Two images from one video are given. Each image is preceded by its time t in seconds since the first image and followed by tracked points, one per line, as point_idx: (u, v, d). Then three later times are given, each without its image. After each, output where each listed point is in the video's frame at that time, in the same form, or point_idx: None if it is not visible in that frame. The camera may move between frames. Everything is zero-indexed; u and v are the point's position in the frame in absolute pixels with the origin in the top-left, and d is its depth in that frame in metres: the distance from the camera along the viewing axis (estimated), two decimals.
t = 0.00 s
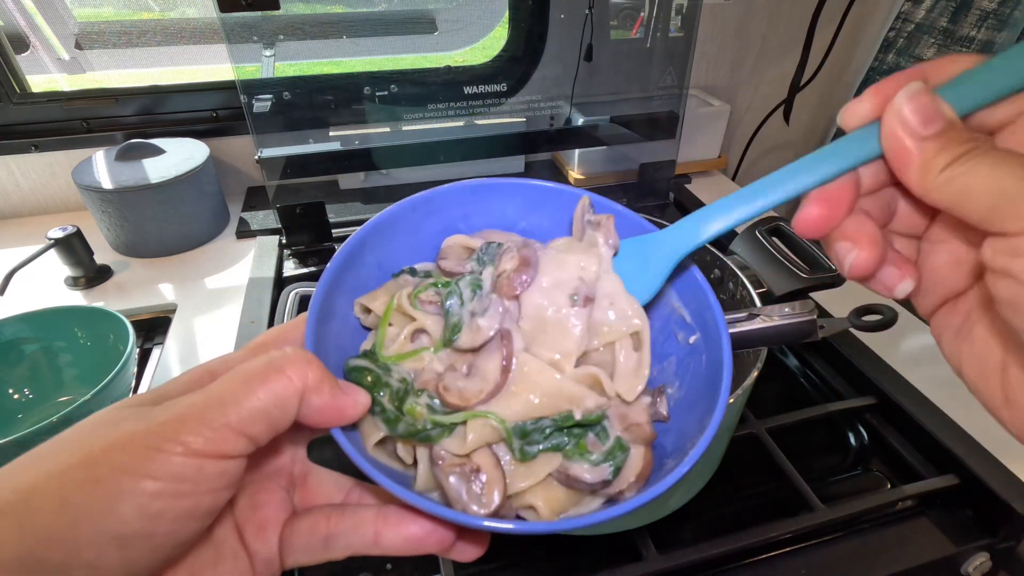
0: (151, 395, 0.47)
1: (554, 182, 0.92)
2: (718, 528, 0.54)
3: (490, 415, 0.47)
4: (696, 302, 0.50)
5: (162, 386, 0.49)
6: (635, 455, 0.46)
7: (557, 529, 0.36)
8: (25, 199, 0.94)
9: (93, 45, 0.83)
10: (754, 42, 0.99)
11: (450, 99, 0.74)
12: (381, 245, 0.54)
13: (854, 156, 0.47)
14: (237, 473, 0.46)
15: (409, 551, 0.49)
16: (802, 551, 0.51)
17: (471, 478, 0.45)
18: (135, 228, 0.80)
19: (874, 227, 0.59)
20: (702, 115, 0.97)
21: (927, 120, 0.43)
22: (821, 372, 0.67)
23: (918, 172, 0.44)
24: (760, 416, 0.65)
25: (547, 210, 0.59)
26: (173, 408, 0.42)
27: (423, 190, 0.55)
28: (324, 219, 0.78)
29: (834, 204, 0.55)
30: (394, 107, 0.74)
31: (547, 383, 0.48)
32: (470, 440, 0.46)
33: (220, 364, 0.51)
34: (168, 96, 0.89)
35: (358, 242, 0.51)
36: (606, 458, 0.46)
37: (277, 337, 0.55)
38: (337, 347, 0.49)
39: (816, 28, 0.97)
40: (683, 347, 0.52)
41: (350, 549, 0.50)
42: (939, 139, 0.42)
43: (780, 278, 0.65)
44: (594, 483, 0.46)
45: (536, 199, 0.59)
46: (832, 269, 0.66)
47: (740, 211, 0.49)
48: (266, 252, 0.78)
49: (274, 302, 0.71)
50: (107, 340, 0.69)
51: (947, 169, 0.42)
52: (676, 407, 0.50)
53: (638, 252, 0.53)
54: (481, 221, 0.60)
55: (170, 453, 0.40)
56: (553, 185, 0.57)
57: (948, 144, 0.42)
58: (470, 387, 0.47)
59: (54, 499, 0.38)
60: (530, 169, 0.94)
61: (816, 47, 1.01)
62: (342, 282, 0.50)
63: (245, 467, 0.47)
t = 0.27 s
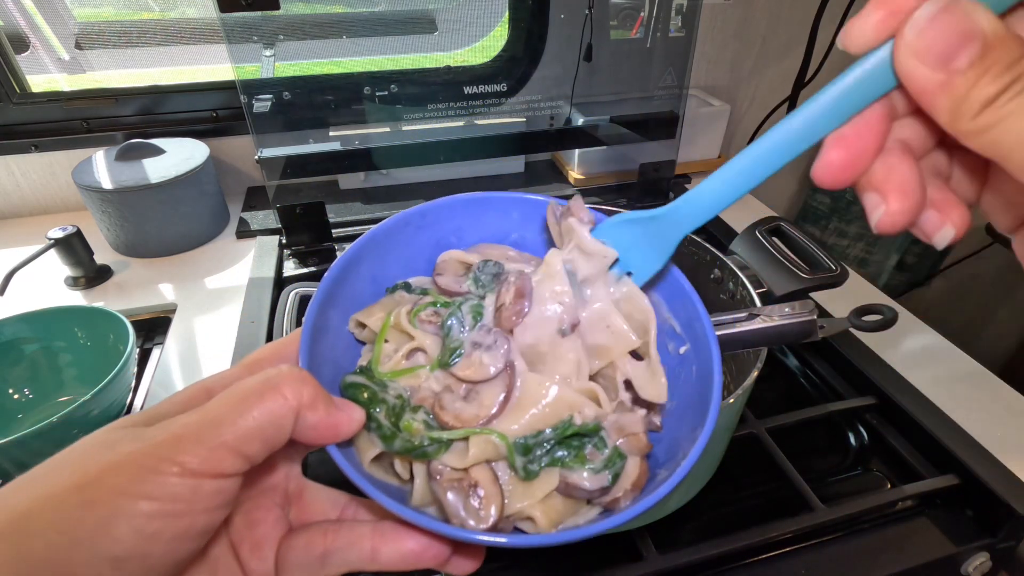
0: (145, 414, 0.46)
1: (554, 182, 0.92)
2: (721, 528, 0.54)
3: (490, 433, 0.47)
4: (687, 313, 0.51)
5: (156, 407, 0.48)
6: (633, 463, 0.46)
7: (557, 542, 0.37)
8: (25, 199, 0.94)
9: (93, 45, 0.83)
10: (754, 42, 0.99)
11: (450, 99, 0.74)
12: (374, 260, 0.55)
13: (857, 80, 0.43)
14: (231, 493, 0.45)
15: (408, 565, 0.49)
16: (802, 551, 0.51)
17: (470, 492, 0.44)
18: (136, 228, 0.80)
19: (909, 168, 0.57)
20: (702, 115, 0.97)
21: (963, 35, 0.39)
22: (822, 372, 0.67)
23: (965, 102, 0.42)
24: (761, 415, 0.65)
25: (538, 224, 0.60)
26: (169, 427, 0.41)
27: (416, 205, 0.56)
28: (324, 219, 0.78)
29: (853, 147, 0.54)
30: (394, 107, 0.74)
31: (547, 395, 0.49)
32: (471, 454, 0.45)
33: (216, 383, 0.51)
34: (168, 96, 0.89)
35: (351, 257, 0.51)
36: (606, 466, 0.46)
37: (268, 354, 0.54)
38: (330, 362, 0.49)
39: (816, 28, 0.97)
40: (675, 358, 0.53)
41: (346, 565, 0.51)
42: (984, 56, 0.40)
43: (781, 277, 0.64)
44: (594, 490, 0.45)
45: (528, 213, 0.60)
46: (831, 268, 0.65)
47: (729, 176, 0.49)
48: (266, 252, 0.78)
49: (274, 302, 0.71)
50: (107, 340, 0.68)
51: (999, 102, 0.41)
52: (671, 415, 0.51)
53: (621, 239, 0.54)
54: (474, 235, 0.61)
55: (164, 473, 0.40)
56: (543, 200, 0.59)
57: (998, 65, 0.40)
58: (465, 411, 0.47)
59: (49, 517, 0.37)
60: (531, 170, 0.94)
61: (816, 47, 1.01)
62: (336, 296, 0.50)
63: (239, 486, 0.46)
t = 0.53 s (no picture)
0: (142, 418, 0.46)
1: (554, 182, 0.92)
2: (722, 527, 0.54)
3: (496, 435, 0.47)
4: (690, 312, 0.51)
5: (150, 411, 0.48)
6: (639, 463, 0.46)
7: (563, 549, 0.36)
8: (25, 199, 0.94)
9: (93, 45, 0.83)
10: (754, 42, 0.99)
11: (450, 99, 0.74)
12: (372, 259, 0.55)
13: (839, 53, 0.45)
14: (228, 498, 0.45)
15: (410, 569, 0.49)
16: (802, 552, 0.51)
17: (474, 495, 0.44)
18: (136, 228, 0.80)
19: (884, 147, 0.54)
20: (703, 115, 0.97)
21: (960, 19, 0.40)
22: (822, 371, 0.67)
23: (956, 89, 0.42)
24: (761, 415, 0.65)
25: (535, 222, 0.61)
26: (165, 432, 0.41)
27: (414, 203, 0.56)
28: (324, 219, 0.78)
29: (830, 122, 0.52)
30: (394, 107, 0.74)
31: (547, 397, 0.49)
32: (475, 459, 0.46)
33: (211, 386, 0.51)
34: (168, 96, 0.89)
35: (353, 253, 0.51)
36: (612, 466, 0.46)
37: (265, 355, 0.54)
38: (329, 362, 0.49)
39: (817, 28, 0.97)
40: (679, 357, 0.53)
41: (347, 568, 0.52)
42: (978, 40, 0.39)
43: (781, 277, 0.64)
44: (599, 491, 0.45)
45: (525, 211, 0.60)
46: (832, 268, 0.65)
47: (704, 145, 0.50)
48: (266, 252, 0.78)
49: (274, 302, 0.71)
50: (107, 340, 0.68)
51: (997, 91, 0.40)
52: (676, 413, 0.50)
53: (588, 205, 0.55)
54: (471, 233, 0.61)
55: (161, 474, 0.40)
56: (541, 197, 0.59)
57: (992, 48, 0.39)
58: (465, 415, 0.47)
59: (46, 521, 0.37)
60: (530, 169, 0.94)
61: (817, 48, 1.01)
62: (335, 295, 0.50)
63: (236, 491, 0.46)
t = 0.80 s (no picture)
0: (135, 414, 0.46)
1: (554, 182, 0.92)
2: (719, 528, 0.54)
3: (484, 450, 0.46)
4: (677, 318, 0.50)
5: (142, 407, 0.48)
6: (627, 464, 0.46)
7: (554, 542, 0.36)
8: (25, 199, 0.94)
9: (94, 45, 0.83)
10: (754, 42, 0.99)
11: (450, 99, 0.74)
12: (366, 261, 0.54)
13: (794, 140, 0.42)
14: (222, 491, 0.45)
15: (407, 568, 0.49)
16: (802, 552, 0.51)
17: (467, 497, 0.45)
18: (136, 228, 0.80)
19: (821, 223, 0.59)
20: (703, 115, 0.97)
21: (906, 107, 0.38)
22: (821, 371, 0.67)
23: (907, 177, 0.41)
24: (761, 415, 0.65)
25: (532, 226, 0.59)
26: (157, 427, 0.41)
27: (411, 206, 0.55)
28: (324, 219, 0.78)
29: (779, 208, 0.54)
30: (393, 107, 0.74)
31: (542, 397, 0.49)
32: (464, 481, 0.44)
33: (202, 384, 0.51)
34: (168, 96, 0.89)
35: (340, 261, 0.51)
36: (602, 466, 0.46)
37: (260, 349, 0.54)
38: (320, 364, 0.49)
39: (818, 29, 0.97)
40: (666, 363, 0.52)
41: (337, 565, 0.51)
42: (924, 132, 0.39)
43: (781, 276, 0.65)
44: (590, 491, 0.45)
45: (521, 215, 0.59)
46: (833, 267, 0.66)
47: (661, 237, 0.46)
48: (266, 252, 0.78)
49: (274, 303, 0.71)
50: (107, 340, 0.68)
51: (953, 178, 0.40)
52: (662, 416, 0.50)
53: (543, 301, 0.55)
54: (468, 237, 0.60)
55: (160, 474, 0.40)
56: (537, 202, 0.57)
57: (935, 140, 0.39)
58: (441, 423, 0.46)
59: (42, 517, 0.37)
60: (530, 169, 0.94)
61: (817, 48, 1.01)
62: (327, 298, 0.50)
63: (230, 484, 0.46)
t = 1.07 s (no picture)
0: (143, 417, 0.46)
1: (554, 182, 0.92)
2: (723, 527, 0.54)
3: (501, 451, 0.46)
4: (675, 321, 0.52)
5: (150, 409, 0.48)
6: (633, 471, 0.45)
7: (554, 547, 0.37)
8: (25, 199, 0.94)
9: (94, 45, 0.83)
10: (754, 42, 0.99)
11: (450, 99, 0.74)
12: (370, 266, 0.54)
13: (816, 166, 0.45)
14: (231, 494, 0.45)
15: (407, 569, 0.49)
16: (802, 551, 0.51)
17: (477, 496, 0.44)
18: (136, 228, 0.80)
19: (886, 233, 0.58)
20: (703, 115, 0.97)
21: (897, 118, 0.39)
22: (821, 371, 0.67)
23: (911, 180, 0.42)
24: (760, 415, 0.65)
25: (533, 231, 0.60)
26: (166, 431, 0.42)
27: (412, 210, 0.56)
28: (324, 218, 0.78)
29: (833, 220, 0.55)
30: (393, 107, 0.74)
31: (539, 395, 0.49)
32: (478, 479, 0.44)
33: (208, 386, 0.51)
34: (168, 96, 0.89)
35: (347, 262, 0.51)
36: (607, 470, 0.45)
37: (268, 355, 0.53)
38: (328, 368, 0.49)
39: (817, 29, 0.97)
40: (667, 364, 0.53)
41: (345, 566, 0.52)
42: (920, 138, 0.39)
43: (780, 277, 0.66)
44: (595, 493, 0.45)
45: (522, 220, 0.59)
46: (833, 268, 0.66)
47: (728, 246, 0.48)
48: (266, 252, 0.78)
49: (274, 303, 0.71)
50: (107, 340, 0.68)
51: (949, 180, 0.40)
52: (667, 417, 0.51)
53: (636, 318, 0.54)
54: (468, 242, 0.61)
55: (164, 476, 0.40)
56: (537, 207, 0.57)
57: (930, 144, 0.40)
58: (480, 419, 0.48)
59: (50, 522, 0.37)
60: (530, 169, 0.94)
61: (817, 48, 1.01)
62: (334, 302, 0.50)
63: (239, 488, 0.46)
